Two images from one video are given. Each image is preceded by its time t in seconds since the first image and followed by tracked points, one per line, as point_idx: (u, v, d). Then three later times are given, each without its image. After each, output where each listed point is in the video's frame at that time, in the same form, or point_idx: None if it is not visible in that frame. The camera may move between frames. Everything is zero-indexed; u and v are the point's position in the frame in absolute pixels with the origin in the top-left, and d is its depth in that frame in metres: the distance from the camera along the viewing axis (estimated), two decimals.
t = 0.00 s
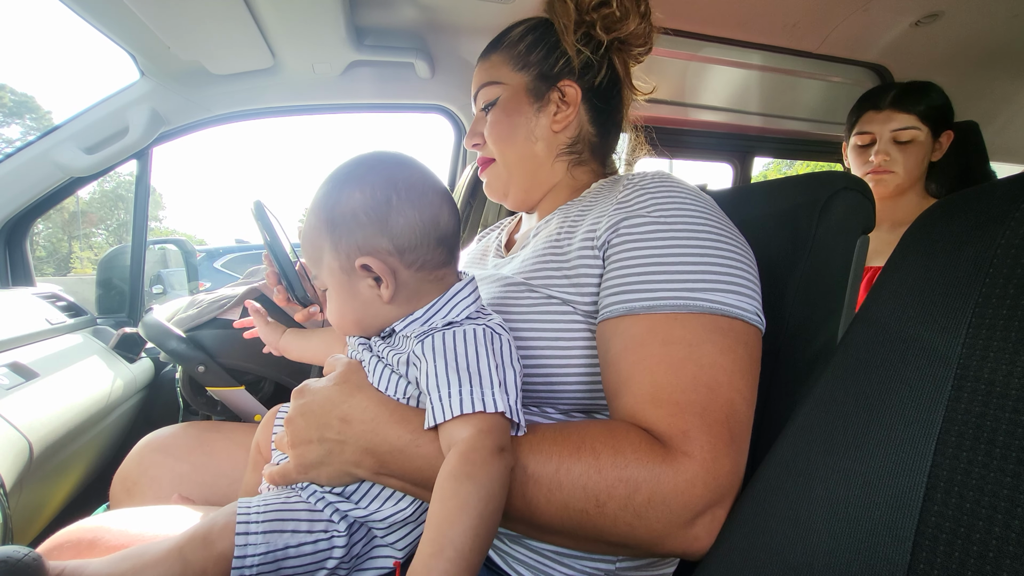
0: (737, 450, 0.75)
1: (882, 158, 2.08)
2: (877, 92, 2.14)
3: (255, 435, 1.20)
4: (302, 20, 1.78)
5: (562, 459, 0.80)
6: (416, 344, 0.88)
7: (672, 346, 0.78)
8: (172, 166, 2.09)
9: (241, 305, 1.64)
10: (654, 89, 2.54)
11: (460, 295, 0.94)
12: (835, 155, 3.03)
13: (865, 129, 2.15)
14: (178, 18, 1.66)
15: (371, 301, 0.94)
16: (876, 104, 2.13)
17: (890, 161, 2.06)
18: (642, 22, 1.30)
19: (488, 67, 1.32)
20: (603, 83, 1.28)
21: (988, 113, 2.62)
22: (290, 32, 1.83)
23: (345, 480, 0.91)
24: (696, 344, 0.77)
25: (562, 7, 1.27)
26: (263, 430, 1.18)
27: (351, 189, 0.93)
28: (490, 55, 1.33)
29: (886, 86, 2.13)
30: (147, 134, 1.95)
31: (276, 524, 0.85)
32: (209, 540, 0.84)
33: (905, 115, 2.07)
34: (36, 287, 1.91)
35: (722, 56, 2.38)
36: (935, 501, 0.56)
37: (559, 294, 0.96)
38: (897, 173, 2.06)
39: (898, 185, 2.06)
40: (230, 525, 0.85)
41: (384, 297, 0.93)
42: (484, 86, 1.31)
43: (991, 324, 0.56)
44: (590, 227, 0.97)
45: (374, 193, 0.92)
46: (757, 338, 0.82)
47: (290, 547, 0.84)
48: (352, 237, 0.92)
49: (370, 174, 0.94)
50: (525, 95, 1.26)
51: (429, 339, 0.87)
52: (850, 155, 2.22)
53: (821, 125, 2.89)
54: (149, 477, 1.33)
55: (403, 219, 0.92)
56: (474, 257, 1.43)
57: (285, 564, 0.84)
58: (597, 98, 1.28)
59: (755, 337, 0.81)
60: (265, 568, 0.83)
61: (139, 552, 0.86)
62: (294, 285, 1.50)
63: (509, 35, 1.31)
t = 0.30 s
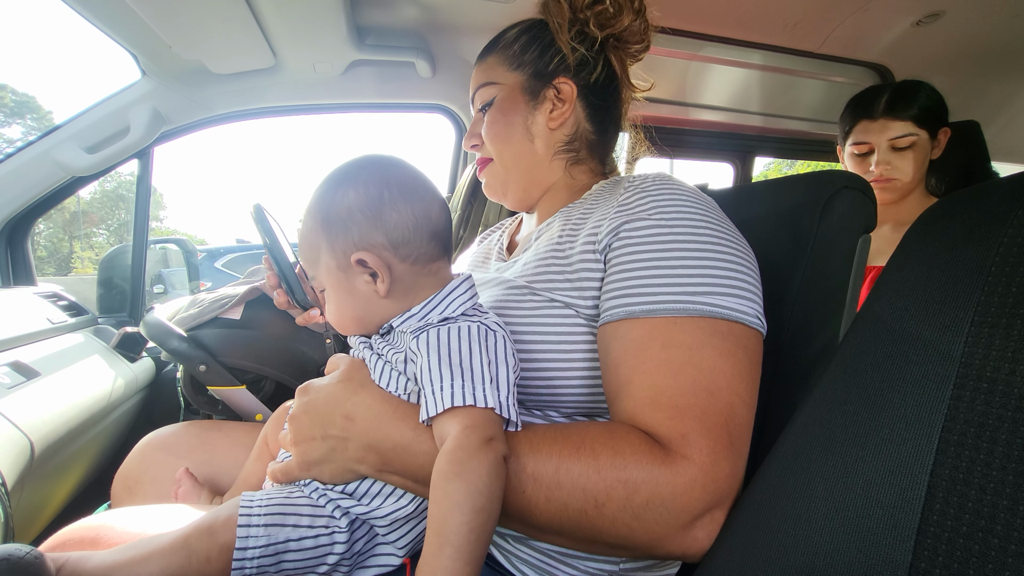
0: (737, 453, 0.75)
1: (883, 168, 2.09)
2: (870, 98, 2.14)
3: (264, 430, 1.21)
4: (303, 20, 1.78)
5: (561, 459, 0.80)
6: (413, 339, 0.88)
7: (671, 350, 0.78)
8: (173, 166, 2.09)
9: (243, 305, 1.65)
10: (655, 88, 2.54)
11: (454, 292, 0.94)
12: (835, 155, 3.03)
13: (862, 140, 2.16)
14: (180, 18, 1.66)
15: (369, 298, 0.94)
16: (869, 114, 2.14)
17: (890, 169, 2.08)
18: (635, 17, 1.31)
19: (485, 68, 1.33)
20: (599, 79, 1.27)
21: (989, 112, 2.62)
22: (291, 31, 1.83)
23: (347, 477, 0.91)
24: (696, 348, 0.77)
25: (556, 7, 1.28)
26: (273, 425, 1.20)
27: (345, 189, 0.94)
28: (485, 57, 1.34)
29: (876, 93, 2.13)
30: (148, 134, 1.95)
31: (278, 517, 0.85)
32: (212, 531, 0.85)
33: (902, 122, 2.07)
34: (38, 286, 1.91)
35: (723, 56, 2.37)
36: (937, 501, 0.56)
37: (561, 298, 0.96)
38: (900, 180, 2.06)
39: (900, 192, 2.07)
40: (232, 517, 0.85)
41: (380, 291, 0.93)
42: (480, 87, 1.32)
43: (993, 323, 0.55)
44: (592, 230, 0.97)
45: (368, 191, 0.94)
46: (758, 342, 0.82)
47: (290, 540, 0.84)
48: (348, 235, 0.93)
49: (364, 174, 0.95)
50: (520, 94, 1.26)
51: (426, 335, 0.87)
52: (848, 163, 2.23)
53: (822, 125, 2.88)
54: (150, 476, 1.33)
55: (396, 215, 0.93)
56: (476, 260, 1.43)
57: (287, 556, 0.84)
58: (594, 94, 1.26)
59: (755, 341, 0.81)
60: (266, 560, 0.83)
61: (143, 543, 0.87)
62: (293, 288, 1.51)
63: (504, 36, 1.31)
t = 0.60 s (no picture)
0: (736, 456, 0.75)
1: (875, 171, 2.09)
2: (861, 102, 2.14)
3: (264, 432, 1.21)
4: (303, 19, 1.79)
5: (559, 459, 0.80)
6: (414, 333, 0.88)
7: (672, 352, 0.78)
8: (174, 165, 2.09)
9: (243, 304, 1.65)
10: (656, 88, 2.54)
11: (460, 288, 0.94)
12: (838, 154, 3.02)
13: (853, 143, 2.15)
14: (180, 18, 1.66)
15: (376, 290, 0.95)
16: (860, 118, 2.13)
17: (883, 171, 2.08)
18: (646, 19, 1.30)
19: (491, 62, 1.32)
20: (608, 80, 1.27)
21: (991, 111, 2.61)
22: (292, 31, 1.83)
23: (346, 471, 0.90)
24: (696, 350, 0.77)
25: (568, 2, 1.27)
26: (274, 426, 1.20)
27: (359, 185, 0.96)
28: (494, 51, 1.33)
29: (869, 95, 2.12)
30: (150, 133, 1.95)
31: (276, 512, 0.85)
32: (211, 526, 0.85)
33: (894, 125, 2.06)
34: (39, 286, 1.91)
35: (724, 55, 2.37)
36: (939, 500, 0.56)
37: (565, 301, 0.95)
38: (894, 183, 2.06)
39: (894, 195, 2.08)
40: (231, 513, 0.85)
41: (387, 285, 0.93)
42: (487, 81, 1.32)
43: (997, 321, 0.55)
44: (596, 233, 0.97)
45: (382, 187, 0.96)
46: (759, 345, 0.81)
47: (289, 535, 0.84)
48: (359, 228, 0.94)
49: (379, 172, 0.97)
50: (529, 90, 1.26)
51: (427, 329, 0.87)
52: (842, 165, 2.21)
53: (824, 125, 2.88)
54: (150, 474, 1.33)
55: (407, 212, 0.95)
56: (479, 262, 1.43)
57: (285, 552, 0.83)
58: (603, 95, 1.27)
59: (757, 345, 0.81)
60: (265, 556, 0.83)
61: (142, 539, 0.88)
62: (292, 293, 1.52)
63: (514, 28, 1.30)
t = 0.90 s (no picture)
0: (736, 459, 0.75)
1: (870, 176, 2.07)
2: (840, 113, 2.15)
3: (263, 431, 1.21)
4: (303, 19, 1.79)
5: (560, 461, 0.80)
6: (414, 336, 0.88)
7: (672, 355, 0.78)
8: (175, 165, 2.09)
9: (244, 304, 1.65)
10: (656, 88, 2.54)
11: (460, 291, 0.94)
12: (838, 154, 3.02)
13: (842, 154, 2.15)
14: (180, 18, 1.66)
15: (377, 294, 0.95)
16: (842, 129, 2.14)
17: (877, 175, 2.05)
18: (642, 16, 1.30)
19: (488, 63, 1.32)
20: (605, 79, 1.27)
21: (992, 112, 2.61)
22: (292, 31, 1.83)
23: (347, 472, 0.90)
24: (696, 353, 0.77)
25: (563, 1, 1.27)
26: (274, 425, 1.20)
27: (359, 189, 0.97)
28: (490, 52, 1.33)
29: (847, 106, 2.12)
30: (150, 133, 1.95)
31: (273, 511, 0.85)
32: (209, 525, 0.85)
33: (877, 131, 2.06)
34: (39, 286, 1.91)
35: (724, 55, 2.37)
36: (938, 502, 0.56)
37: (567, 304, 0.95)
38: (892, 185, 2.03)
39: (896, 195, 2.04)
40: (229, 510, 0.85)
41: (388, 289, 0.93)
42: (483, 83, 1.32)
43: (996, 322, 0.55)
44: (596, 236, 0.97)
45: (382, 191, 0.96)
46: (759, 347, 0.81)
47: (287, 533, 0.84)
48: (360, 233, 0.94)
49: (378, 176, 0.97)
50: (525, 91, 1.26)
51: (427, 332, 0.87)
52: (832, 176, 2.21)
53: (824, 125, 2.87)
54: (151, 473, 1.33)
55: (407, 215, 0.95)
56: (480, 264, 1.43)
57: (282, 550, 0.83)
58: (600, 93, 1.26)
59: (757, 347, 0.81)
60: (262, 553, 0.82)
61: (140, 537, 0.88)
62: (296, 291, 1.51)
63: (510, 29, 1.31)
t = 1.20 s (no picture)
0: (735, 460, 0.75)
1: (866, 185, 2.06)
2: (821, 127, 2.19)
3: (264, 431, 1.21)
4: (303, 19, 1.79)
5: (559, 461, 0.80)
6: (415, 334, 0.88)
7: (671, 356, 0.78)
8: (175, 165, 2.10)
9: (244, 304, 1.66)
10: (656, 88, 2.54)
11: (461, 290, 0.94)
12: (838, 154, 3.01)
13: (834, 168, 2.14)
14: (181, 18, 1.66)
15: (377, 294, 0.95)
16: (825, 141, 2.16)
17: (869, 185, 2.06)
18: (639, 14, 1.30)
19: (486, 65, 1.32)
20: (603, 78, 1.27)
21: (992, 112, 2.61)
22: (293, 31, 1.84)
23: (347, 471, 0.90)
24: (696, 354, 0.77)
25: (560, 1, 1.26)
26: (274, 426, 1.20)
27: (358, 191, 0.97)
28: (488, 55, 1.33)
29: (826, 120, 2.15)
30: (151, 133, 1.95)
31: (274, 512, 0.84)
32: (209, 525, 0.85)
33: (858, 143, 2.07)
34: (40, 285, 1.91)
35: (724, 55, 2.37)
36: (938, 502, 0.56)
37: (566, 305, 0.95)
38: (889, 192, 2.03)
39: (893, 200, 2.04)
40: (229, 512, 0.85)
41: (388, 289, 0.93)
42: (481, 85, 1.32)
43: (996, 323, 0.55)
44: (596, 237, 0.97)
45: (381, 193, 0.96)
46: (759, 349, 0.81)
47: (287, 534, 0.84)
48: (359, 234, 0.94)
49: (379, 177, 0.97)
50: (522, 92, 1.26)
51: (427, 330, 0.87)
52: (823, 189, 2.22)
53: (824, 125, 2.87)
54: (151, 473, 1.33)
55: (406, 216, 0.95)
56: (480, 264, 1.43)
57: (283, 550, 0.83)
58: (596, 93, 1.26)
59: (756, 348, 0.81)
60: (263, 554, 0.82)
61: (141, 537, 0.88)
62: (299, 288, 1.51)
63: (507, 31, 1.31)
